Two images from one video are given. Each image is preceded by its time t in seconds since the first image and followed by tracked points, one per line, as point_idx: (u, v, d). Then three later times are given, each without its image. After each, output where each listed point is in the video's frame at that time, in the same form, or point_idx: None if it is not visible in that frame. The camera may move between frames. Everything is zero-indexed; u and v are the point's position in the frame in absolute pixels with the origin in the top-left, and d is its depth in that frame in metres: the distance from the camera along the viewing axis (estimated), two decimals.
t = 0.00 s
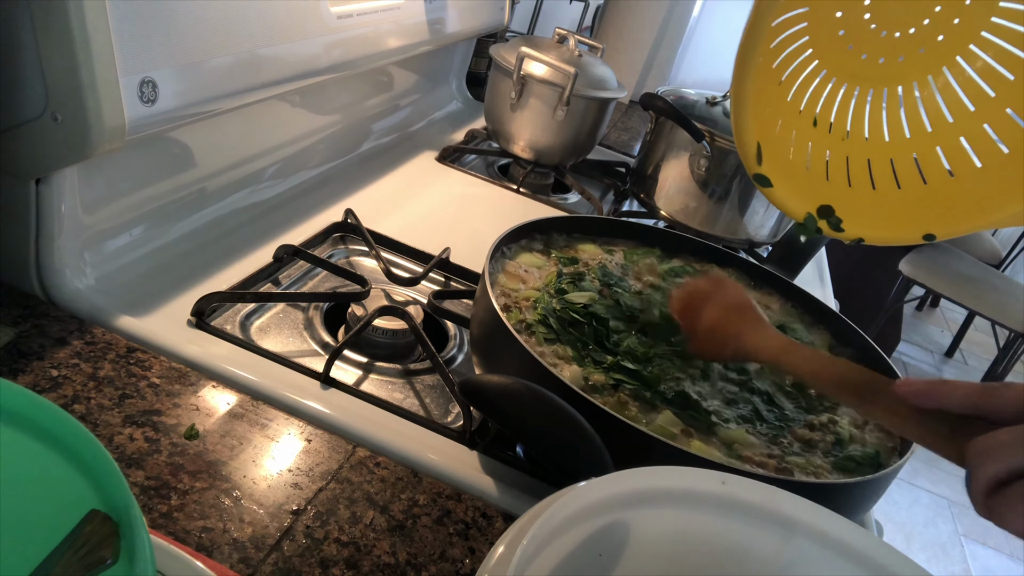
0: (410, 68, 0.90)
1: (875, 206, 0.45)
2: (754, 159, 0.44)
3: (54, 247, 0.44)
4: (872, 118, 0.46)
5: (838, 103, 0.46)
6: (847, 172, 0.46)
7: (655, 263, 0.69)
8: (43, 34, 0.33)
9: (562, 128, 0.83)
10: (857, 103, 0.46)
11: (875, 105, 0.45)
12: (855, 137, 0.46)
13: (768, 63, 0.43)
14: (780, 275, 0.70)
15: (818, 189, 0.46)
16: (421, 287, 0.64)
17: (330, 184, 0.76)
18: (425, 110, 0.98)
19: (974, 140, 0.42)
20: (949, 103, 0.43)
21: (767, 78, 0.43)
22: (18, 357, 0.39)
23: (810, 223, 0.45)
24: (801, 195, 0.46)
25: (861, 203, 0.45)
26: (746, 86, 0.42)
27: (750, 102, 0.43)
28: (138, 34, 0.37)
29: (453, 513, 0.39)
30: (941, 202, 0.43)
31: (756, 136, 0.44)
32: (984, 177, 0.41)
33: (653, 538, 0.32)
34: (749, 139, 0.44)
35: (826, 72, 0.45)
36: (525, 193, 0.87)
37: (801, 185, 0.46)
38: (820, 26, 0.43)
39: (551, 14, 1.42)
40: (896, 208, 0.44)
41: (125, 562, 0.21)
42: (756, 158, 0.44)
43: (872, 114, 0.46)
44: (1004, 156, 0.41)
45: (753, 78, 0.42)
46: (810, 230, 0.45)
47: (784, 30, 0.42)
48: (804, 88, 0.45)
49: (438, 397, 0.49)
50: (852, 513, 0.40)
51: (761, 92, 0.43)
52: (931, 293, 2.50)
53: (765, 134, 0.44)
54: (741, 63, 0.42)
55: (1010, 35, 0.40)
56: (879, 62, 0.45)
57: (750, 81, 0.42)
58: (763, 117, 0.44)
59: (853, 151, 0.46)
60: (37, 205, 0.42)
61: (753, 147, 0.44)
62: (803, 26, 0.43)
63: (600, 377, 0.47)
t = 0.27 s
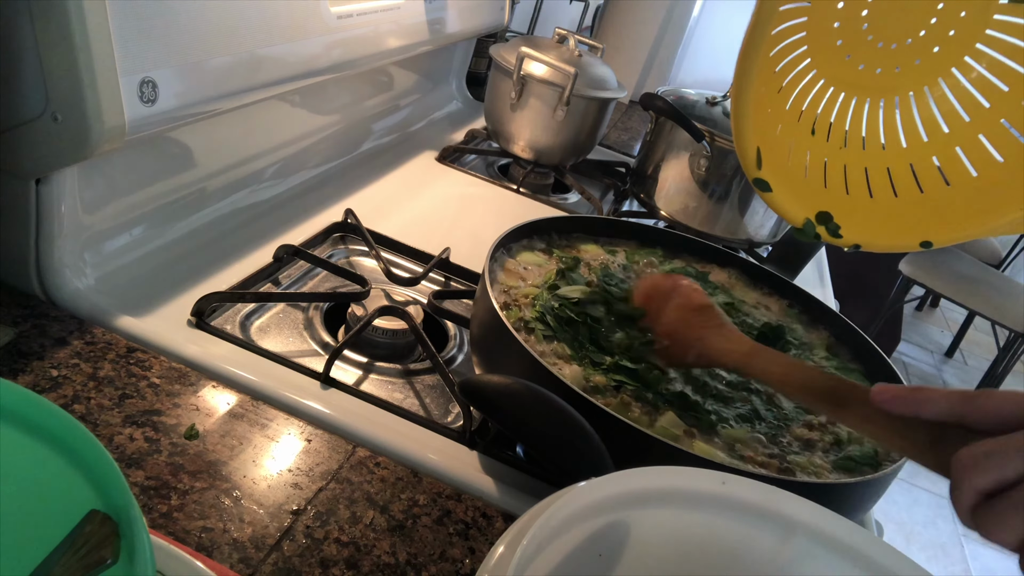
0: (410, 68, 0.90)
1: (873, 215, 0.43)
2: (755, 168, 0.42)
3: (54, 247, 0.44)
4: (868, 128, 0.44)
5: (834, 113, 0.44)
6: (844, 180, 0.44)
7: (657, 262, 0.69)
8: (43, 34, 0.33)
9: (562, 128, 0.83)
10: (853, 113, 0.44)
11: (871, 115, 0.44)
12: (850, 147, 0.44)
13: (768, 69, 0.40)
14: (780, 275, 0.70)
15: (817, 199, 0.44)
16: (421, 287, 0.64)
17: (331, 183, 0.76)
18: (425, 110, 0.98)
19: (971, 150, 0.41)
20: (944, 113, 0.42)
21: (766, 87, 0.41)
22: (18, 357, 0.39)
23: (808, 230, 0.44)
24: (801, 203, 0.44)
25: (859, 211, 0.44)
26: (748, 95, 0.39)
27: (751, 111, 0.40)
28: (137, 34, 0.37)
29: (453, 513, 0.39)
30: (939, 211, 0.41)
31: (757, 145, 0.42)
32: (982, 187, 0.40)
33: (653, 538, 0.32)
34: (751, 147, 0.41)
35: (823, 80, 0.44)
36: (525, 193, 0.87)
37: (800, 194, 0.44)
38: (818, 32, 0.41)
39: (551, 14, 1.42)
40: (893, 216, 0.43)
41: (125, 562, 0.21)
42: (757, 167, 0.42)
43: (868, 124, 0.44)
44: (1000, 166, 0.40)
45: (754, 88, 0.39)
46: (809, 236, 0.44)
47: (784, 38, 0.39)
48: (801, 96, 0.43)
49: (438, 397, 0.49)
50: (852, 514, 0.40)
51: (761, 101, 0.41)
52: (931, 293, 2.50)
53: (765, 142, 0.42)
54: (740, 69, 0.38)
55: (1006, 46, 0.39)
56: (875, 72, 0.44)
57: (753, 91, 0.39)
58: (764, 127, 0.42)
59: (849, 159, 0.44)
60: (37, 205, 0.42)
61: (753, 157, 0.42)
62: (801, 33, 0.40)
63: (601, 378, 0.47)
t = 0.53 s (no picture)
0: (410, 68, 0.90)
1: (870, 220, 0.44)
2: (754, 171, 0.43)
3: (54, 247, 0.44)
4: (865, 134, 0.44)
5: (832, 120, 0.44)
6: (842, 186, 0.45)
7: (659, 262, 0.69)
8: (43, 33, 0.33)
9: (561, 128, 0.83)
10: (851, 119, 0.44)
11: (869, 122, 0.44)
12: (847, 154, 0.45)
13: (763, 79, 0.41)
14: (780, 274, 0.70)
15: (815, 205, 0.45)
16: (421, 287, 0.64)
17: (330, 183, 0.76)
18: (425, 110, 0.98)
19: (966, 157, 0.41)
20: (940, 119, 0.42)
21: (762, 96, 0.42)
22: (18, 357, 0.39)
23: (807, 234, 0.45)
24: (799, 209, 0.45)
25: (856, 217, 0.44)
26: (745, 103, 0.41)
27: (748, 119, 0.42)
28: (138, 34, 0.37)
29: (453, 513, 0.39)
30: (934, 217, 0.41)
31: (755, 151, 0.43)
32: (974, 195, 0.40)
33: (653, 538, 0.32)
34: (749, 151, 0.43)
35: (820, 88, 0.44)
36: (525, 193, 0.87)
37: (798, 199, 0.45)
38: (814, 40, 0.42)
39: (551, 14, 1.42)
40: (887, 223, 0.43)
41: (125, 562, 0.21)
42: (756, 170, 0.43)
43: (865, 130, 0.44)
44: (995, 172, 0.40)
45: (752, 97, 0.41)
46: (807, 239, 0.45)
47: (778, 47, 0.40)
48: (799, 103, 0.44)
49: (438, 397, 0.49)
50: (851, 514, 0.40)
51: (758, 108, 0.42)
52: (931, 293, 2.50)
53: (763, 149, 0.43)
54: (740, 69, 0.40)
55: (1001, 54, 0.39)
56: (872, 79, 0.44)
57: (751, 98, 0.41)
58: (761, 134, 0.43)
59: (845, 166, 0.45)
60: (37, 205, 0.42)
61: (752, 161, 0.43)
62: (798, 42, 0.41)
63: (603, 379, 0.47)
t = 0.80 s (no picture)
0: (410, 68, 0.90)
1: (866, 223, 0.44)
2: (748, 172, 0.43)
3: (54, 247, 0.44)
4: (862, 137, 0.45)
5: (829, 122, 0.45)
6: (838, 189, 0.45)
7: (660, 263, 0.69)
8: (43, 33, 0.33)
9: (562, 128, 0.83)
10: (848, 121, 0.45)
11: (866, 124, 0.44)
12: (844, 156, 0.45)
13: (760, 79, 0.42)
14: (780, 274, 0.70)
15: (810, 206, 0.45)
16: (421, 287, 0.64)
17: (330, 183, 0.76)
18: (425, 110, 0.98)
19: (962, 159, 0.41)
20: (938, 122, 0.42)
21: (758, 95, 0.42)
22: (18, 357, 0.39)
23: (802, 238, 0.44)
24: (794, 211, 0.45)
25: (852, 219, 0.44)
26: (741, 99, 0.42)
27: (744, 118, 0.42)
28: (138, 35, 0.37)
29: (453, 513, 0.39)
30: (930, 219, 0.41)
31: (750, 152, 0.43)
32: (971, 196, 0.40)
33: (653, 538, 0.32)
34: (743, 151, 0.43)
35: (816, 89, 0.44)
36: (525, 193, 0.87)
37: (794, 201, 0.45)
38: (811, 41, 0.42)
39: (551, 14, 1.42)
40: (883, 226, 0.43)
41: (125, 562, 0.21)
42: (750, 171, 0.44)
43: (862, 133, 0.45)
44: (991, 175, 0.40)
45: (749, 96, 0.42)
46: (803, 245, 0.45)
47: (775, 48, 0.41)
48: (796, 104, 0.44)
49: (438, 397, 0.49)
50: (851, 514, 0.40)
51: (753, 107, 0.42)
52: (931, 293, 2.50)
53: (758, 149, 0.43)
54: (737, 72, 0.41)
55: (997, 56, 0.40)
56: (869, 81, 0.44)
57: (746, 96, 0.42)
58: (757, 134, 0.43)
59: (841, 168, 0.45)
60: (37, 205, 0.42)
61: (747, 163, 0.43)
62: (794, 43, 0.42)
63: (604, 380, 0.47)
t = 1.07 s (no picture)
0: (410, 68, 0.90)
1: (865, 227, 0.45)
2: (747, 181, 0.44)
3: (54, 247, 0.44)
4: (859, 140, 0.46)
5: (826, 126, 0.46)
6: (836, 192, 0.46)
7: (660, 262, 0.69)
8: (43, 33, 0.33)
9: (561, 128, 0.83)
10: (844, 125, 0.46)
11: (863, 128, 0.45)
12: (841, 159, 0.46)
13: (758, 89, 0.42)
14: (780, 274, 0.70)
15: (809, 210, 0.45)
16: (421, 287, 0.64)
17: (330, 183, 0.76)
18: (425, 110, 0.98)
19: (960, 163, 0.42)
20: (934, 126, 0.43)
21: (756, 104, 0.43)
22: (18, 357, 0.39)
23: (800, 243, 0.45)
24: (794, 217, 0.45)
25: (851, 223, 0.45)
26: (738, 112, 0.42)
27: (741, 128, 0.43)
28: (138, 35, 0.37)
29: (453, 513, 0.39)
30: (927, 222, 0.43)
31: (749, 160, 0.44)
32: (968, 201, 0.41)
33: (653, 538, 0.32)
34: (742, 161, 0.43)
35: (814, 94, 0.45)
36: (525, 193, 0.88)
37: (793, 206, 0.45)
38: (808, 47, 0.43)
39: (551, 14, 1.42)
40: (883, 229, 0.44)
41: (125, 562, 0.21)
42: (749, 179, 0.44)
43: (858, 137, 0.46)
44: (987, 179, 0.41)
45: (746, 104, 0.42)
46: (800, 249, 0.46)
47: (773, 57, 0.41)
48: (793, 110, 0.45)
49: (438, 397, 0.49)
50: (851, 514, 0.40)
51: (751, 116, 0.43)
52: (931, 293, 2.50)
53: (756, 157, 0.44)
54: (737, 79, 0.40)
55: (992, 61, 0.40)
56: (866, 86, 0.45)
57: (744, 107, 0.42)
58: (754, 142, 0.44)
59: (839, 172, 0.46)
60: (37, 205, 0.42)
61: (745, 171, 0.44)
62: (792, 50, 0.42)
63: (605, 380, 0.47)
